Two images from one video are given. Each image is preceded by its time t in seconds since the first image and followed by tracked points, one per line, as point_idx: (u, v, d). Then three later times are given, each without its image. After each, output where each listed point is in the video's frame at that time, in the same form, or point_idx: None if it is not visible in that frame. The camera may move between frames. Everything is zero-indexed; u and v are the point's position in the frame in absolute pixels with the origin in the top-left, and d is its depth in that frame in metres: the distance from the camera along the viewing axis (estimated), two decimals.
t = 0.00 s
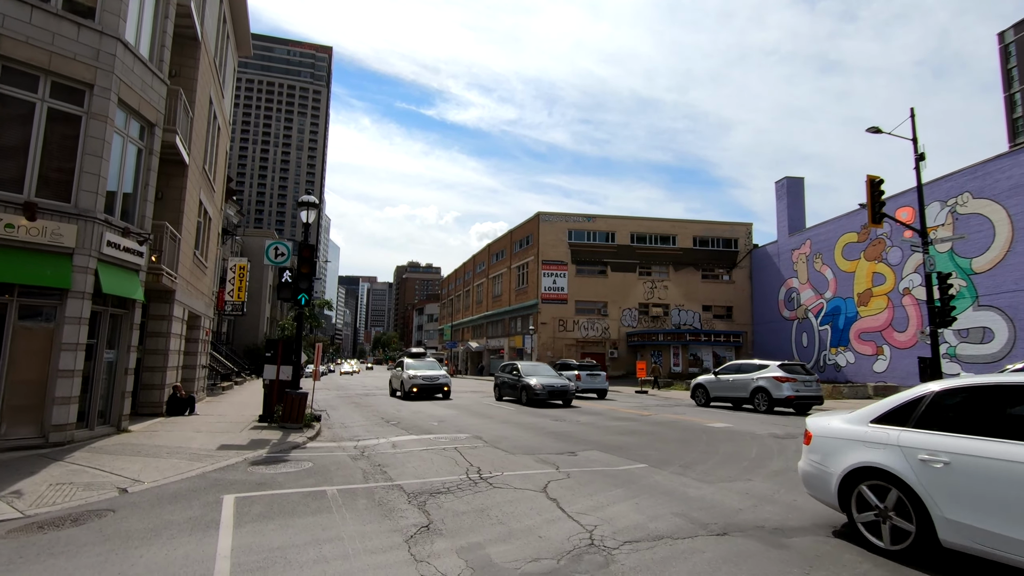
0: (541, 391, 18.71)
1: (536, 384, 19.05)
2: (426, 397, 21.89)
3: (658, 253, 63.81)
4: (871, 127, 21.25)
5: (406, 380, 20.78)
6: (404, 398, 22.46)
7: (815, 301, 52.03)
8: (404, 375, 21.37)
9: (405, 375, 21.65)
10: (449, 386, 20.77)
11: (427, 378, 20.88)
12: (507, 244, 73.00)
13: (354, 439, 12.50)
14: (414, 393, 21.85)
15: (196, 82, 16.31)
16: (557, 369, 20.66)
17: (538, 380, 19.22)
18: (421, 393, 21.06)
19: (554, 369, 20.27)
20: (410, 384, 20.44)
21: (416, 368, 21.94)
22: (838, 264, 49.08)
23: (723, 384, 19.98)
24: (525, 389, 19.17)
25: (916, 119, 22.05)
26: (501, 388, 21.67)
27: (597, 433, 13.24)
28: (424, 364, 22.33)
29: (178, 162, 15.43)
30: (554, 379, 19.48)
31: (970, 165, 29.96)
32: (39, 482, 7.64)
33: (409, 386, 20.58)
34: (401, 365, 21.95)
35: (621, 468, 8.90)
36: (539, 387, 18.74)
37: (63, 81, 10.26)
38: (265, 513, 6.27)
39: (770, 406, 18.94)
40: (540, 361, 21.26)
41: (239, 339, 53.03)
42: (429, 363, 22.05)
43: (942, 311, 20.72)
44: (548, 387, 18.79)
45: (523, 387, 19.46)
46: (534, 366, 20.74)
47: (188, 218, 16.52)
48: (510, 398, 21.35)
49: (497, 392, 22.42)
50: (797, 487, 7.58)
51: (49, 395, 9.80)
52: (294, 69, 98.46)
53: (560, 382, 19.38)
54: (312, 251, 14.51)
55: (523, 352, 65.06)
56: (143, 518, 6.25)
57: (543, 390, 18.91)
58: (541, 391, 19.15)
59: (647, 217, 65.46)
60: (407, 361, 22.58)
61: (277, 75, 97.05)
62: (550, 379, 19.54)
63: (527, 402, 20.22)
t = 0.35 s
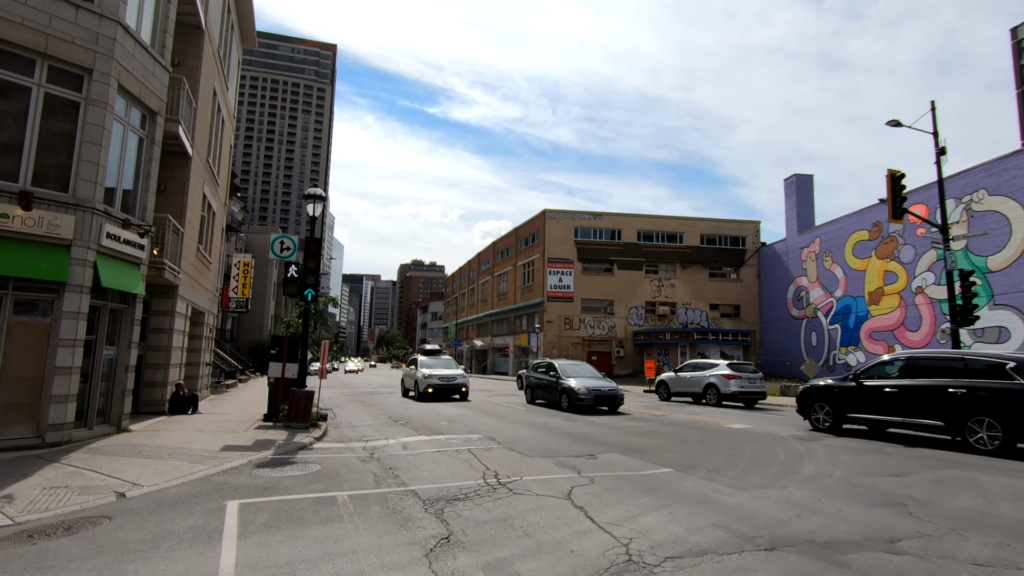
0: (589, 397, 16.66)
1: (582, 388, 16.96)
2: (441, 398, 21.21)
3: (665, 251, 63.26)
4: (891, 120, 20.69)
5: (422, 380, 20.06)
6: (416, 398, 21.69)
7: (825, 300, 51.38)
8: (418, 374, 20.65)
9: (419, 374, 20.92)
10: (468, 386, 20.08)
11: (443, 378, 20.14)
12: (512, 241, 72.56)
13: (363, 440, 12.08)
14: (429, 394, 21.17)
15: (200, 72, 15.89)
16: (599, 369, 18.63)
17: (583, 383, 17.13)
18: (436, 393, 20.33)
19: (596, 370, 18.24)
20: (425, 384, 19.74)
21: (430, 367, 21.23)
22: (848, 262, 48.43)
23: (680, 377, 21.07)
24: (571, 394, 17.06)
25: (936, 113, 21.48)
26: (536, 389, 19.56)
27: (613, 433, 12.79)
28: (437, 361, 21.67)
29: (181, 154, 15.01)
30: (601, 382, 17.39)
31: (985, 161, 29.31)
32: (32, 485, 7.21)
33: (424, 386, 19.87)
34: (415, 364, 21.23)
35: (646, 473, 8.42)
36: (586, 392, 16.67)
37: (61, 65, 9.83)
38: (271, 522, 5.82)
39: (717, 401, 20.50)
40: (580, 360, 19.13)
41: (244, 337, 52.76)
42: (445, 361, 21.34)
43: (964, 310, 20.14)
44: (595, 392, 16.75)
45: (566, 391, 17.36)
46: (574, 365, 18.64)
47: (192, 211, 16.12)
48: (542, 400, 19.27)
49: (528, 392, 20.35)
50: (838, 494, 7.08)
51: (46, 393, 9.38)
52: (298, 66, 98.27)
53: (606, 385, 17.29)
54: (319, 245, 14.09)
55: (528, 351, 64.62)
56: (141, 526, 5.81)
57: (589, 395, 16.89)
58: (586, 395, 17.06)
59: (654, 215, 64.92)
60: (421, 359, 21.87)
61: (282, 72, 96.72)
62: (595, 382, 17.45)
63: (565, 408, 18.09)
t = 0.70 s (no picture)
0: (667, 406, 13.69)
1: (658, 395, 14.00)
2: (470, 405, 20.25)
3: (684, 250, 62.28)
4: (929, 108, 19.84)
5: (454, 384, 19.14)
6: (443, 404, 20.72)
7: (850, 298, 50.05)
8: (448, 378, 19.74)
9: (447, 378, 20.02)
10: (501, 391, 19.18)
11: (476, 382, 19.19)
12: (528, 242, 72.12)
13: (385, 444, 11.68)
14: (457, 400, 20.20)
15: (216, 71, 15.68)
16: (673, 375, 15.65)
17: (659, 390, 14.17)
18: (466, 400, 19.40)
19: (669, 376, 15.27)
20: (457, 388, 18.85)
21: (459, 370, 20.33)
22: (874, 259, 47.13)
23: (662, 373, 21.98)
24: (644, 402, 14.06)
25: (974, 100, 20.59)
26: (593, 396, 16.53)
27: (644, 437, 12.25)
28: (466, 363, 20.83)
29: (197, 153, 14.79)
30: (678, 388, 14.43)
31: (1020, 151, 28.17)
32: (44, 495, 6.89)
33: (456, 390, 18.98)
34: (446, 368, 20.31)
35: (686, 480, 7.89)
36: (663, 400, 13.74)
37: (73, 61, 9.58)
38: (292, 538, 5.38)
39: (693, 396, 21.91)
40: (649, 363, 16.16)
41: (262, 339, 52.93)
42: (475, 365, 20.46)
43: (1009, 306, 19.18)
44: (674, 400, 13.81)
45: (638, 398, 14.37)
46: (643, 369, 15.66)
47: (209, 212, 15.92)
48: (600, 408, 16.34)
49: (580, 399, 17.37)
50: (904, 506, 6.47)
51: (61, 398, 9.12)
52: (313, 71, 99.27)
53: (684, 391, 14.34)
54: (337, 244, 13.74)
55: (545, 352, 64.03)
56: (154, 541, 5.42)
57: (667, 403, 13.94)
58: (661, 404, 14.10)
59: (672, 213, 64.00)
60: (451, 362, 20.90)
61: (297, 77, 97.42)
62: (671, 389, 14.48)
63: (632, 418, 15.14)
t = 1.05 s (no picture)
0: (769, 416, 11.03)
1: (755, 403, 11.32)
2: (490, 412, 18.56)
3: (688, 251, 61.83)
4: (945, 104, 19.40)
5: (474, 389, 17.39)
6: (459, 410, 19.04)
7: (857, 298, 49.52)
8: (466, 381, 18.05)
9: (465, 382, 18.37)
10: (526, 395, 17.56)
11: (498, 385, 17.44)
12: (530, 242, 71.72)
13: (392, 449, 11.27)
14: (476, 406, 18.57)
15: (216, 65, 15.27)
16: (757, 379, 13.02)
17: (752, 397, 11.51)
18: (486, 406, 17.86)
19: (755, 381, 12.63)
20: (476, 392, 17.17)
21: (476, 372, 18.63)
22: (881, 259, 46.63)
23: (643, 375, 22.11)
24: (740, 411, 11.38)
25: (991, 96, 20.17)
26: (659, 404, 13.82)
27: (659, 442, 11.80)
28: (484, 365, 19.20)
29: (196, 149, 14.36)
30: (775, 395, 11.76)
31: None
32: (29, 507, 6.43)
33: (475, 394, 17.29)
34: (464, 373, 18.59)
35: (711, 490, 7.44)
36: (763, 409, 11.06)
37: (66, 49, 9.16)
38: (294, 557, 4.92)
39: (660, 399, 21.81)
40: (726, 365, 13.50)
41: (263, 341, 52.52)
42: (495, 367, 18.77)
43: None
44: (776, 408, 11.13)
45: (728, 406, 11.70)
46: (719, 371, 13.03)
47: (209, 210, 15.51)
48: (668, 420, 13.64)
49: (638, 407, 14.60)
50: (955, 519, 6.00)
51: (51, 402, 8.67)
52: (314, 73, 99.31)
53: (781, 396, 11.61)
54: (339, 241, 13.30)
55: (549, 353, 63.58)
56: (146, 561, 4.97)
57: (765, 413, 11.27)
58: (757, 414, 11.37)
59: (675, 213, 63.57)
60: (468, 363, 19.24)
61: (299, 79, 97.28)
62: (765, 394, 11.76)
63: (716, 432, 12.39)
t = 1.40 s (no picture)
0: (924, 435, 8.13)
1: (902, 417, 8.36)
2: (501, 412, 16.56)
3: (677, 246, 61.79)
4: (943, 99, 19.25)
5: (485, 387, 15.38)
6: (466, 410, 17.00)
7: (844, 295, 49.76)
8: (475, 378, 16.05)
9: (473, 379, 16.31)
10: (543, 395, 15.61)
11: (513, 384, 15.43)
12: (520, 236, 71.23)
13: (382, 446, 10.78)
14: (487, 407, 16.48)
15: (197, 42, 14.55)
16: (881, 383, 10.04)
17: (896, 409, 8.55)
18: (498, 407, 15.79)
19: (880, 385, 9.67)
20: (487, 391, 15.18)
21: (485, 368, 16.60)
22: (869, 256, 46.87)
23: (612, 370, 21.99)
24: (882, 429, 8.43)
25: (988, 92, 20.06)
26: (747, 410, 10.91)
27: (659, 440, 11.42)
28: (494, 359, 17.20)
29: (175, 130, 13.65)
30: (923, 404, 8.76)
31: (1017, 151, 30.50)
32: None
33: (487, 393, 15.29)
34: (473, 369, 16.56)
35: (721, 490, 7.08)
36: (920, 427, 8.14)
37: (31, 15, 8.47)
38: (278, 570, 4.42)
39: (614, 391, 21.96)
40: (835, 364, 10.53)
41: (246, 334, 51.48)
42: (507, 362, 16.75)
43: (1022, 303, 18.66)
44: (934, 424, 8.20)
45: (862, 420, 8.75)
46: (829, 371, 10.14)
47: (189, 195, 14.82)
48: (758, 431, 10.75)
49: (849, 429, 8.93)
50: (984, 523, 5.68)
51: (14, 395, 8.04)
52: (300, 63, 97.78)
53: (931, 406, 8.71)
54: (328, 228, 12.74)
55: (537, 348, 63.21)
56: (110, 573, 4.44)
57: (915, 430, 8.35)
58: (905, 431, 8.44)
59: (665, 208, 63.45)
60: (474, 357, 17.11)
61: (285, 68, 95.57)
62: (907, 402, 8.84)
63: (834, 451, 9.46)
